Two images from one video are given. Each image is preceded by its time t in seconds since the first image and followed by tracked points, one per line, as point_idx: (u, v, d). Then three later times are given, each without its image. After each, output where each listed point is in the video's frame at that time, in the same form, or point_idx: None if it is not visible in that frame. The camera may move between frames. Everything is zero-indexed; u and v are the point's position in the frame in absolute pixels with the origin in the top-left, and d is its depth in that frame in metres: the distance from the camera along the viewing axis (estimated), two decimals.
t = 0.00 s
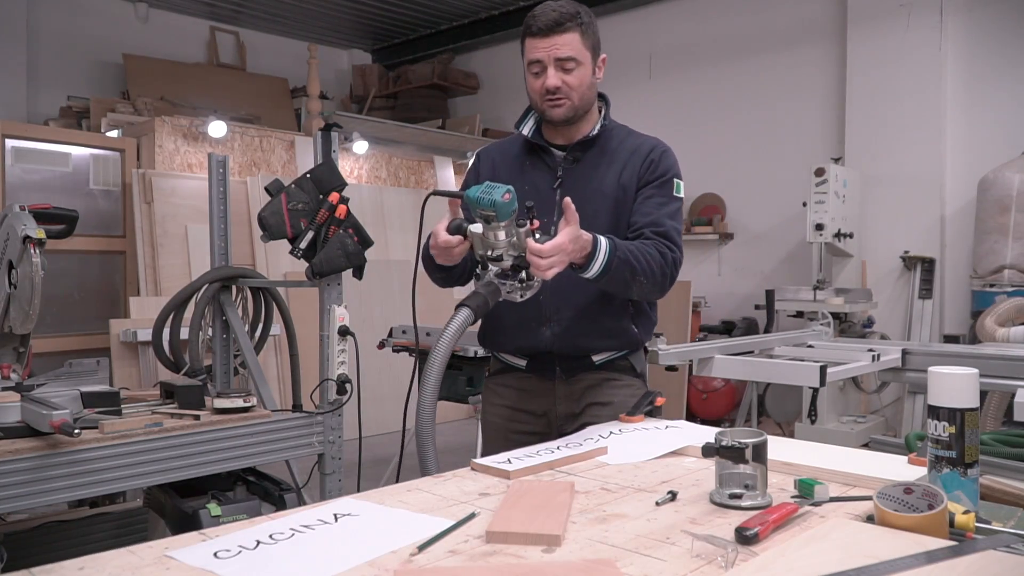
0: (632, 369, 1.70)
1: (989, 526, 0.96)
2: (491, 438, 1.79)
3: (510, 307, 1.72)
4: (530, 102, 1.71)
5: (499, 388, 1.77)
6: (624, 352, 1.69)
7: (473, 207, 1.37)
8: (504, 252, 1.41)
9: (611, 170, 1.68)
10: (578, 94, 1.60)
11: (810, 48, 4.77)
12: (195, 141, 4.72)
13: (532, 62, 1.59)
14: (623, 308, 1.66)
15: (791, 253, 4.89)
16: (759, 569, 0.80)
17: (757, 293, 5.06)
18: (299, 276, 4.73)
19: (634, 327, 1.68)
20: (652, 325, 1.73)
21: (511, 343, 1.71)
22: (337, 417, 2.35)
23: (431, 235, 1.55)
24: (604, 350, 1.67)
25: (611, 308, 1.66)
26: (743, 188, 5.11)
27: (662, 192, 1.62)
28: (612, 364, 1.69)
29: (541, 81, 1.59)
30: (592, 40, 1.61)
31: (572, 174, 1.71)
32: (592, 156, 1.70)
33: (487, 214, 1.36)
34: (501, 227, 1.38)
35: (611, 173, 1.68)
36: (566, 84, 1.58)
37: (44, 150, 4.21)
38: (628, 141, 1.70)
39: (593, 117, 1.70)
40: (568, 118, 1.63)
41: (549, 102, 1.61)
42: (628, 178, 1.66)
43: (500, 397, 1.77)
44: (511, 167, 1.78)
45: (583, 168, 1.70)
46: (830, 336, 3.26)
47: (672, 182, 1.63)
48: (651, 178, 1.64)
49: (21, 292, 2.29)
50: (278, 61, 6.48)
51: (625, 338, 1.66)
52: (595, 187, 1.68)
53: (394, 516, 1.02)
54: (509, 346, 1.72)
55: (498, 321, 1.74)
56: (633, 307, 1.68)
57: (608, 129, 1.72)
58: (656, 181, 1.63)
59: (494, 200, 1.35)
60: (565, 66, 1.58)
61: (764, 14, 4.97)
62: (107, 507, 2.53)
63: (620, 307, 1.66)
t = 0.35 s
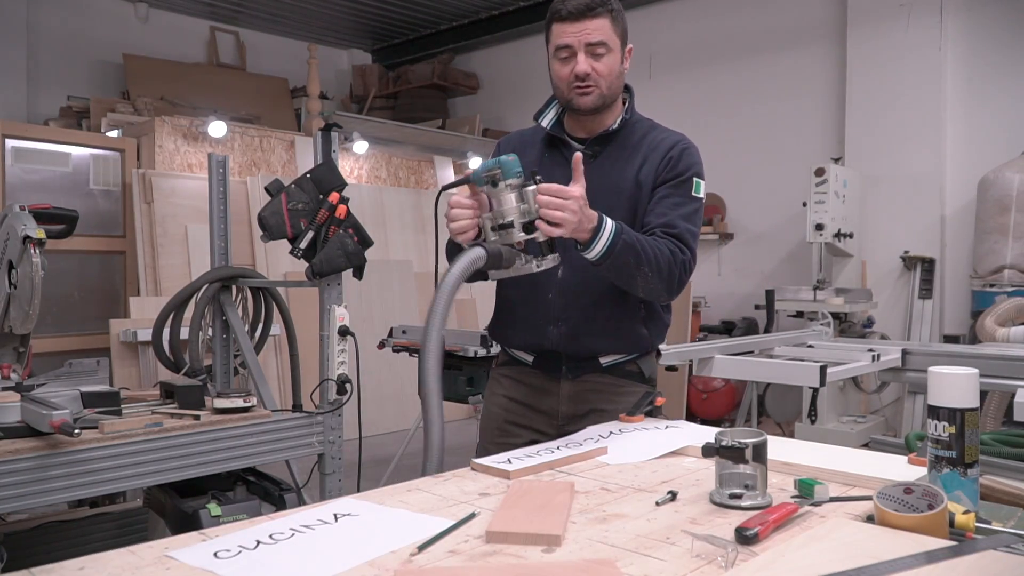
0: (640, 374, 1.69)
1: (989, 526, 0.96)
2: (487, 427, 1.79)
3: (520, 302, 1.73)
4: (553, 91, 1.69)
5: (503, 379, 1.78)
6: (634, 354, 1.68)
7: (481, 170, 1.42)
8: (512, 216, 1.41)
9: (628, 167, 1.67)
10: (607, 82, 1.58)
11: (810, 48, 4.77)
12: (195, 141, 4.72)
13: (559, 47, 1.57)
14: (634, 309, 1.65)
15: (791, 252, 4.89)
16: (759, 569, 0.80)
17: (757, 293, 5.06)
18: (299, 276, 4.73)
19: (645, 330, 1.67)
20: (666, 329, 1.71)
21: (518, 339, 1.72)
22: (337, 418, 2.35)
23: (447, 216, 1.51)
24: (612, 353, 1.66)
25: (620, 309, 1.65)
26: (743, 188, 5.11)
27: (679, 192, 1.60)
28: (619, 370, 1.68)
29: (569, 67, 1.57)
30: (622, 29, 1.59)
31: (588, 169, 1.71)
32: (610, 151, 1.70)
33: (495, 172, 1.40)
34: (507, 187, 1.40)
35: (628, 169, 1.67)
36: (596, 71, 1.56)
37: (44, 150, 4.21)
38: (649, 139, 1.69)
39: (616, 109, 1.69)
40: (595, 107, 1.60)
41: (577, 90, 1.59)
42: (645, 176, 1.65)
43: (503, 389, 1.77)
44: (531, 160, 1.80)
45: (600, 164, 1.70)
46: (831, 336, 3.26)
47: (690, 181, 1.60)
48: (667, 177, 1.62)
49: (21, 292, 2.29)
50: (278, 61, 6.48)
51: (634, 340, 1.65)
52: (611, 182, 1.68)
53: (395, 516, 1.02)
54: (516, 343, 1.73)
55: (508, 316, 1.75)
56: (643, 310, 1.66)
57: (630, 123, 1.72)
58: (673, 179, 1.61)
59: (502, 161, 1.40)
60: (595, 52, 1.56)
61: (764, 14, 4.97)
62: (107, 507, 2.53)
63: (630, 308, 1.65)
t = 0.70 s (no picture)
0: (640, 374, 1.70)
1: (988, 526, 0.96)
2: (488, 432, 1.79)
3: (520, 304, 1.73)
4: (547, 90, 1.68)
5: (501, 383, 1.78)
6: (634, 354, 1.68)
7: (507, 163, 1.37)
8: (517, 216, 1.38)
9: (625, 165, 1.67)
10: (605, 80, 1.58)
11: (810, 48, 4.77)
12: (195, 141, 4.72)
13: (557, 45, 1.56)
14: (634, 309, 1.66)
15: (791, 252, 4.88)
16: (759, 569, 0.80)
17: (756, 293, 5.06)
18: (299, 276, 4.73)
19: (646, 330, 1.67)
20: (665, 326, 1.72)
21: (518, 341, 1.72)
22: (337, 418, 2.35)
23: (457, 193, 1.48)
24: (614, 353, 1.66)
25: (620, 310, 1.65)
26: (743, 187, 5.11)
27: (678, 190, 1.60)
28: (621, 370, 1.68)
29: (568, 65, 1.57)
30: (616, 26, 1.60)
31: (584, 168, 1.70)
32: (606, 149, 1.69)
33: (518, 170, 1.36)
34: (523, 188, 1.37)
35: (625, 167, 1.67)
36: (595, 69, 1.56)
37: (45, 150, 4.21)
38: (643, 136, 1.68)
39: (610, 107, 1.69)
40: (595, 104, 1.60)
41: (575, 88, 1.58)
42: (642, 174, 1.64)
43: (501, 392, 1.77)
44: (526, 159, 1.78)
45: (597, 162, 1.69)
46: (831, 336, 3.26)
47: (689, 177, 1.60)
48: (665, 174, 1.62)
49: (21, 292, 2.29)
50: (278, 61, 6.48)
51: (635, 340, 1.65)
52: (608, 182, 1.68)
53: (394, 516, 1.02)
54: (516, 345, 1.73)
55: (507, 319, 1.74)
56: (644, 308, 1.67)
57: (623, 120, 1.71)
58: (671, 176, 1.61)
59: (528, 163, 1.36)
60: (594, 49, 1.56)
61: (764, 14, 4.97)
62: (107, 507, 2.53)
63: (630, 308, 1.65)
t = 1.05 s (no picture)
0: (636, 375, 1.70)
1: (989, 526, 0.96)
2: (483, 432, 1.78)
3: (515, 303, 1.73)
4: (546, 86, 1.67)
5: (497, 383, 1.77)
6: (630, 354, 1.68)
7: (530, 138, 1.42)
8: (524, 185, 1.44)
9: (623, 165, 1.66)
10: (604, 76, 1.57)
11: (810, 48, 4.77)
12: (195, 141, 4.72)
13: (557, 41, 1.56)
14: (629, 310, 1.66)
15: (791, 252, 4.88)
16: (760, 569, 0.80)
17: (756, 293, 5.06)
18: (299, 276, 4.73)
19: (643, 332, 1.68)
20: (661, 327, 1.72)
21: (514, 340, 1.72)
22: (337, 418, 2.35)
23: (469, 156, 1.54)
24: (609, 354, 1.66)
25: (616, 311, 1.65)
26: (743, 187, 5.11)
27: (677, 195, 1.60)
28: (618, 371, 1.68)
29: (567, 60, 1.56)
30: (616, 23, 1.60)
31: (581, 168, 1.69)
32: (603, 148, 1.69)
33: (540, 147, 1.42)
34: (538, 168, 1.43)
35: (623, 168, 1.66)
36: (594, 65, 1.56)
37: (44, 150, 4.21)
38: (642, 136, 1.67)
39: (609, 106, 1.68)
40: (593, 101, 1.59)
41: (575, 83, 1.57)
42: (640, 176, 1.64)
43: (497, 393, 1.76)
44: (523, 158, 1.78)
45: (595, 162, 1.69)
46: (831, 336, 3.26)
47: (687, 181, 1.60)
48: (663, 178, 1.62)
49: (21, 292, 2.29)
50: (278, 61, 6.48)
51: (631, 342, 1.65)
52: (605, 183, 1.67)
53: (394, 516, 1.02)
54: (511, 345, 1.73)
55: (502, 318, 1.74)
56: (639, 309, 1.67)
57: (621, 120, 1.70)
58: (669, 179, 1.61)
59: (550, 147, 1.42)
60: (594, 46, 1.55)
61: (764, 14, 4.97)
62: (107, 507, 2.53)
63: (625, 309, 1.65)
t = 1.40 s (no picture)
0: (642, 378, 1.70)
1: (989, 527, 0.96)
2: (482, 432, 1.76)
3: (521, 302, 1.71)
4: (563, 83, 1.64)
5: (500, 382, 1.76)
6: (634, 358, 1.68)
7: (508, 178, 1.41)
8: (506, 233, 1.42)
9: (637, 171, 1.63)
10: (620, 82, 1.54)
11: (810, 48, 4.77)
12: (195, 141, 4.72)
13: (577, 41, 1.53)
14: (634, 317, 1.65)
15: (791, 252, 4.88)
16: (759, 569, 0.80)
17: (756, 293, 5.06)
18: (299, 276, 4.72)
19: (648, 336, 1.68)
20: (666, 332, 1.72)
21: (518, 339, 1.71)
22: (337, 417, 2.34)
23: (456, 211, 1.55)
24: (614, 356, 1.66)
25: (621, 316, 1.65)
26: (743, 187, 5.11)
27: (688, 206, 1.57)
28: (621, 373, 1.68)
29: (585, 62, 1.54)
30: (643, 29, 1.56)
31: (595, 171, 1.66)
32: (618, 152, 1.65)
33: (513, 189, 1.39)
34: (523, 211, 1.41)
35: (637, 173, 1.63)
36: (611, 69, 1.53)
37: (44, 150, 4.21)
38: (659, 143, 1.64)
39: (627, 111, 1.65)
40: (605, 105, 1.56)
41: (589, 85, 1.54)
42: (654, 183, 1.61)
43: (499, 390, 1.76)
44: (536, 155, 1.74)
45: (609, 165, 1.65)
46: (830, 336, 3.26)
47: (700, 193, 1.57)
48: (677, 187, 1.59)
49: (21, 292, 2.29)
50: (278, 61, 6.48)
51: (635, 345, 1.66)
52: (616, 187, 1.63)
53: (394, 516, 1.02)
54: (515, 343, 1.72)
55: (508, 316, 1.73)
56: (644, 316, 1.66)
57: (639, 125, 1.67)
58: (682, 189, 1.58)
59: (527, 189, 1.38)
60: (613, 51, 1.53)
61: (764, 14, 4.97)
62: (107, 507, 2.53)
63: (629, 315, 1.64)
